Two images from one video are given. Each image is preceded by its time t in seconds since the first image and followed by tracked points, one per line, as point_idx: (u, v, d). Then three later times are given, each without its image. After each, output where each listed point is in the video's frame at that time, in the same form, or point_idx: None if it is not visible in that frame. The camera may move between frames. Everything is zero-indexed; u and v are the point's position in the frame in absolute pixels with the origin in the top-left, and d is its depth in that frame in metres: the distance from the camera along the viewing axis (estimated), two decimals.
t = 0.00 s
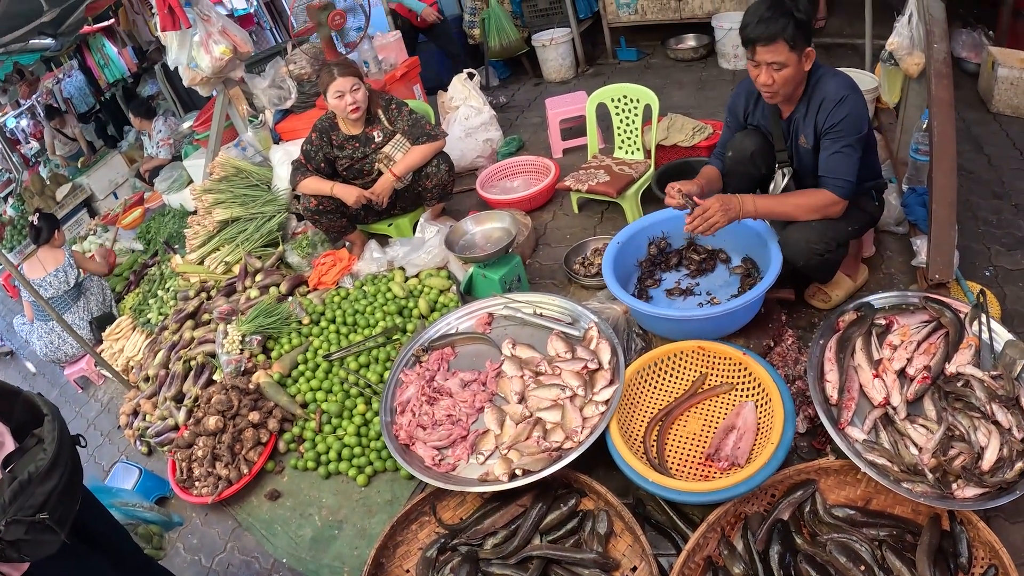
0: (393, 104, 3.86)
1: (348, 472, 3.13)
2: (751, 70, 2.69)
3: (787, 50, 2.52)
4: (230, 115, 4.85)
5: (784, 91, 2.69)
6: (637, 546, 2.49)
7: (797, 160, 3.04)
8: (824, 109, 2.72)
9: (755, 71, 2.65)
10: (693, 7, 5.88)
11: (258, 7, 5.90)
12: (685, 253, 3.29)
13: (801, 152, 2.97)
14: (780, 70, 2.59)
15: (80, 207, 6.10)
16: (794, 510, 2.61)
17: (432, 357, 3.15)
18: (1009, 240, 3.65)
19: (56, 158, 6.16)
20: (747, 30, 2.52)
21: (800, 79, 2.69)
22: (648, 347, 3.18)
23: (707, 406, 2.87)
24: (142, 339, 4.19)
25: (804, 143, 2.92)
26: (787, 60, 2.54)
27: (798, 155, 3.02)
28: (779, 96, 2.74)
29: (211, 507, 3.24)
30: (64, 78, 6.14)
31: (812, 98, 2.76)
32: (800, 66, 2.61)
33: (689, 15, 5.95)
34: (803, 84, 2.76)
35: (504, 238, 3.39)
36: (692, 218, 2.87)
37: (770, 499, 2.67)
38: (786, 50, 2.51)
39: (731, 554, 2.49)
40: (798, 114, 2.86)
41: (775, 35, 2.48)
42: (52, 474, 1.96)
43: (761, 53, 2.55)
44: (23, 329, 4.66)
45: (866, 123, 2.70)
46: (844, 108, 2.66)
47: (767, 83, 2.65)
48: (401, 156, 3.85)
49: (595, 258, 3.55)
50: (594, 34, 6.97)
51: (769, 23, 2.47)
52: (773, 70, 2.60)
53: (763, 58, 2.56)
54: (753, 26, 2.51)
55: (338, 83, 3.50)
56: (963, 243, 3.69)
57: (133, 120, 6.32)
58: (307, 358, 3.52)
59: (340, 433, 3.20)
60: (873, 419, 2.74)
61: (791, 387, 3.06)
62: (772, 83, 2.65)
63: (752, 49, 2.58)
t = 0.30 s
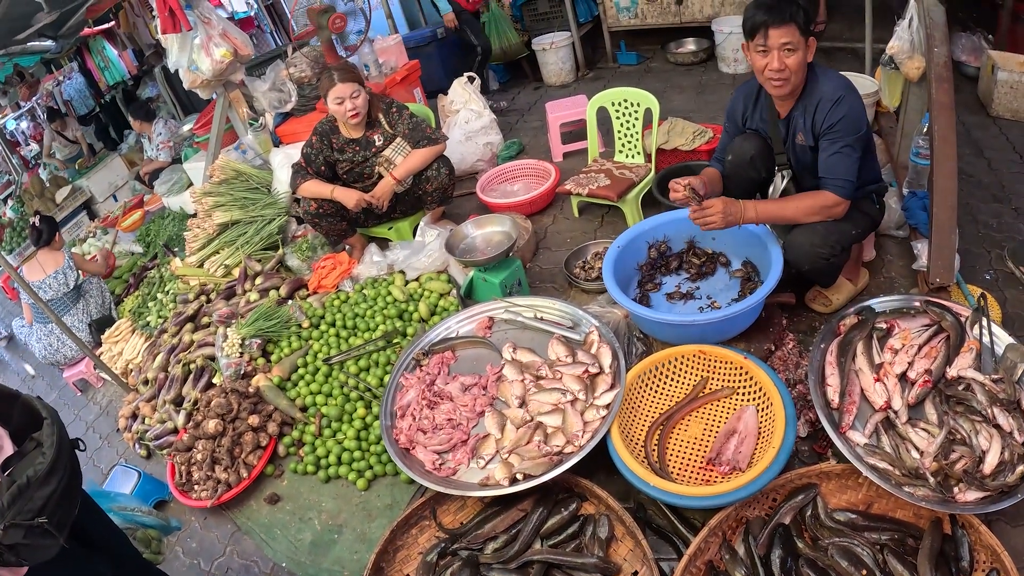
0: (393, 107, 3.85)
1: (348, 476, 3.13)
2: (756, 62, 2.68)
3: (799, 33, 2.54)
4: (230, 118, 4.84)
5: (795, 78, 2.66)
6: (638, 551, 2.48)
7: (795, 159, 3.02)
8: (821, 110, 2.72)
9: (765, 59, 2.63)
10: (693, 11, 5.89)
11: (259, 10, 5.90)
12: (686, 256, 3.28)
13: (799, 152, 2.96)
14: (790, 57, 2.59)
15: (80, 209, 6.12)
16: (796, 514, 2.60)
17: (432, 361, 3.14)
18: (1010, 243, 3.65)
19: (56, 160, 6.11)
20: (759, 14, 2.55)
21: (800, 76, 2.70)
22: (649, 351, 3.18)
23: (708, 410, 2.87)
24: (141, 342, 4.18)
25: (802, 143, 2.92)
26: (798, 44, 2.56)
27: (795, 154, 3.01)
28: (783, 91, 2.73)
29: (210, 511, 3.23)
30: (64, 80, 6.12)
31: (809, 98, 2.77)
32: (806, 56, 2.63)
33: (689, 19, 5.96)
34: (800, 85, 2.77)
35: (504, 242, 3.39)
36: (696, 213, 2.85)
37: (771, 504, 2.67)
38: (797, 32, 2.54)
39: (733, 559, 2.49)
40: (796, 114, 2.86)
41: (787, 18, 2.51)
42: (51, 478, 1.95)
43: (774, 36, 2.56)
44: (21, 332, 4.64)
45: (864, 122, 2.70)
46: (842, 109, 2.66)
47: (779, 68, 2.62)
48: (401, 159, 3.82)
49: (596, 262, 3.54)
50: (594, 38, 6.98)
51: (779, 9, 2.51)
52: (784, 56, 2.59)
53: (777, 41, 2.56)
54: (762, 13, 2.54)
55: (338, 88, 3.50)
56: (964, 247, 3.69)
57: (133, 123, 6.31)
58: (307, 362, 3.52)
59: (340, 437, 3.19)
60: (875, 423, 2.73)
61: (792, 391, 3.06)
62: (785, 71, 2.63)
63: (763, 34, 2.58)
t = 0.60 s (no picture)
0: (393, 109, 3.85)
1: (345, 477, 3.12)
2: (754, 59, 2.68)
3: (795, 29, 2.54)
4: (230, 119, 4.85)
5: (791, 74, 2.66)
6: (636, 552, 2.48)
7: (795, 159, 3.02)
8: (822, 109, 2.72)
9: (761, 54, 2.63)
10: (692, 13, 5.90)
11: (259, 12, 5.91)
12: (684, 257, 3.28)
13: (800, 150, 2.96)
14: (788, 53, 2.59)
15: (78, 210, 6.08)
16: (795, 516, 2.59)
17: (431, 361, 3.14)
18: (1009, 245, 3.65)
19: (56, 161, 6.14)
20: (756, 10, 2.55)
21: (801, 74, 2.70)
22: (648, 352, 3.18)
23: (707, 411, 2.86)
24: (139, 342, 4.18)
25: (802, 142, 2.91)
26: (795, 40, 2.56)
27: (796, 153, 3.00)
28: (781, 87, 2.73)
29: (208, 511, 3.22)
30: (64, 81, 6.16)
31: (809, 97, 2.76)
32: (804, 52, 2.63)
33: (689, 22, 5.97)
34: (801, 83, 2.76)
35: (503, 243, 3.38)
36: (694, 219, 2.89)
37: (770, 505, 2.66)
38: (793, 29, 2.53)
39: (732, 560, 2.49)
40: (797, 114, 2.85)
41: (783, 14, 2.51)
42: (48, 476, 1.95)
43: (770, 33, 2.56)
44: (20, 332, 4.64)
45: (864, 122, 2.70)
46: (842, 108, 2.66)
47: (776, 65, 2.62)
48: (400, 161, 3.82)
49: (595, 263, 3.54)
50: (593, 41, 7.00)
51: (775, 5, 2.52)
52: (780, 52, 2.60)
53: (772, 37, 2.56)
54: (759, 9, 2.55)
55: (336, 91, 3.50)
56: (963, 248, 3.69)
57: (133, 126, 6.26)
58: (305, 362, 3.51)
59: (338, 437, 3.19)
60: (874, 424, 2.72)
61: (791, 393, 3.06)
62: (781, 67, 2.63)
63: (758, 31, 2.59)
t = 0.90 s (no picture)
0: (391, 110, 3.85)
1: (342, 478, 3.12)
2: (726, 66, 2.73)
3: (754, 43, 2.55)
4: (229, 121, 4.85)
5: (759, 84, 2.71)
6: (633, 554, 2.48)
7: (787, 158, 3.03)
8: (802, 104, 2.72)
9: (728, 65, 2.69)
10: (692, 15, 5.91)
11: (259, 13, 5.92)
12: (681, 258, 3.27)
13: (788, 148, 2.96)
14: (751, 65, 2.62)
15: (77, 211, 6.05)
16: (793, 518, 2.59)
17: (428, 363, 3.13)
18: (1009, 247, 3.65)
19: (58, 162, 6.18)
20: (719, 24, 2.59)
21: (778, 76, 2.71)
22: (646, 353, 3.18)
23: (705, 413, 2.86)
24: (137, 343, 4.17)
25: (789, 140, 2.92)
26: (755, 53, 2.58)
27: (786, 152, 3.00)
28: (757, 91, 2.77)
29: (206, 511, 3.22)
30: (64, 82, 6.14)
31: (790, 95, 2.77)
32: (773, 60, 2.63)
33: (688, 23, 5.98)
34: (784, 81, 2.78)
35: (502, 245, 3.38)
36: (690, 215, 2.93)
37: (768, 507, 2.66)
38: (754, 43, 2.55)
39: (729, 562, 2.48)
40: (780, 112, 2.86)
41: (741, 28, 2.53)
42: (43, 476, 1.95)
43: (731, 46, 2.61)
44: (19, 333, 4.64)
45: (846, 118, 2.67)
46: (821, 103, 2.66)
47: (740, 77, 2.69)
48: (399, 162, 3.82)
49: (593, 264, 3.53)
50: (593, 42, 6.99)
51: (736, 16, 2.54)
52: (743, 64, 2.64)
53: (733, 52, 2.61)
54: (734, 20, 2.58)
55: (334, 92, 3.50)
56: (962, 250, 3.69)
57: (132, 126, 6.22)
58: (303, 364, 3.51)
59: (336, 438, 3.19)
60: (872, 426, 2.72)
61: (790, 394, 3.05)
62: (746, 77, 2.69)
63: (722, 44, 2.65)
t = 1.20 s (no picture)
0: (387, 110, 3.84)
1: (337, 481, 3.10)
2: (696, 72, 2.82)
3: (710, 49, 2.63)
4: (224, 121, 4.84)
5: (727, 87, 2.78)
6: (629, 559, 2.46)
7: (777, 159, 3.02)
8: (776, 101, 2.73)
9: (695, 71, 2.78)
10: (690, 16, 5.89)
11: (257, 15, 5.91)
12: (679, 259, 3.25)
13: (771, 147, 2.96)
14: (713, 70, 2.70)
15: (75, 211, 6.00)
16: (791, 522, 2.56)
17: (423, 365, 3.11)
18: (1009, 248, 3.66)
19: (54, 163, 6.21)
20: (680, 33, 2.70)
21: (748, 77, 2.75)
22: (643, 356, 3.16)
23: (702, 416, 2.84)
24: (133, 345, 4.15)
25: (770, 138, 2.92)
26: (714, 60, 2.65)
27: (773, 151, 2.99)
28: (729, 94, 2.83)
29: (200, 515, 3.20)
30: (62, 82, 6.26)
31: (766, 92, 2.79)
32: (734, 63, 2.67)
33: (687, 24, 5.96)
34: (760, 80, 2.80)
35: (497, 245, 3.34)
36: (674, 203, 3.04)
37: (766, 511, 2.64)
38: (709, 51, 2.64)
39: (726, 567, 2.46)
40: (759, 111, 2.88)
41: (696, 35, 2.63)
42: (32, 481, 1.93)
43: (698, 53, 2.68)
44: (14, 334, 4.62)
45: (821, 111, 2.65)
46: (793, 98, 2.66)
47: (708, 82, 2.76)
48: (395, 162, 3.80)
49: (590, 266, 3.51)
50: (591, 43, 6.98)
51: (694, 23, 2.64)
52: (707, 70, 2.72)
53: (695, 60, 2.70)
54: (725, 22, 2.59)
55: (331, 91, 3.48)
56: (962, 251, 3.67)
57: (130, 129, 6.24)
58: (297, 366, 3.48)
59: (330, 441, 3.16)
60: (872, 429, 2.70)
61: (788, 397, 3.02)
62: (713, 81, 2.76)
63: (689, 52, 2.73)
